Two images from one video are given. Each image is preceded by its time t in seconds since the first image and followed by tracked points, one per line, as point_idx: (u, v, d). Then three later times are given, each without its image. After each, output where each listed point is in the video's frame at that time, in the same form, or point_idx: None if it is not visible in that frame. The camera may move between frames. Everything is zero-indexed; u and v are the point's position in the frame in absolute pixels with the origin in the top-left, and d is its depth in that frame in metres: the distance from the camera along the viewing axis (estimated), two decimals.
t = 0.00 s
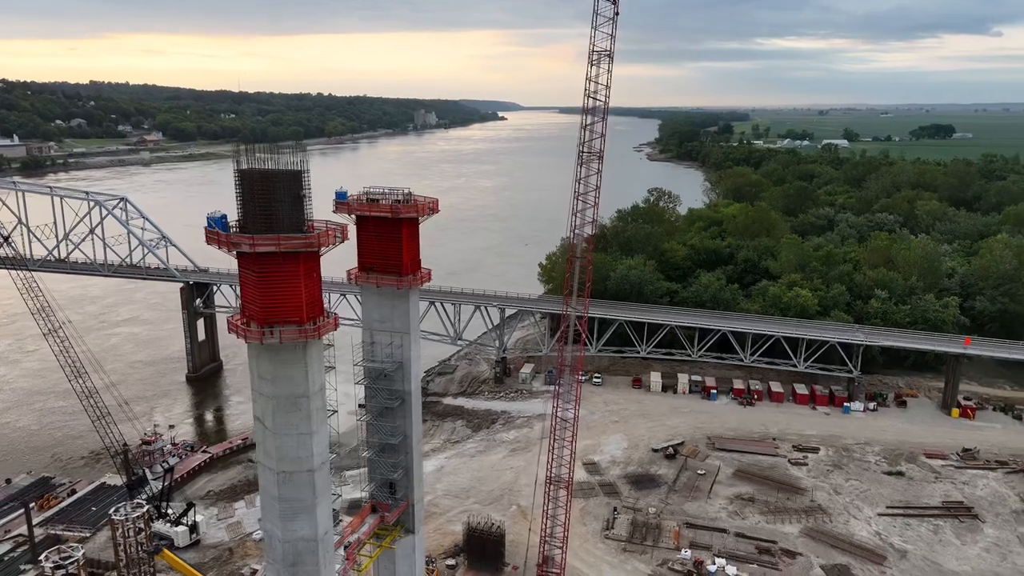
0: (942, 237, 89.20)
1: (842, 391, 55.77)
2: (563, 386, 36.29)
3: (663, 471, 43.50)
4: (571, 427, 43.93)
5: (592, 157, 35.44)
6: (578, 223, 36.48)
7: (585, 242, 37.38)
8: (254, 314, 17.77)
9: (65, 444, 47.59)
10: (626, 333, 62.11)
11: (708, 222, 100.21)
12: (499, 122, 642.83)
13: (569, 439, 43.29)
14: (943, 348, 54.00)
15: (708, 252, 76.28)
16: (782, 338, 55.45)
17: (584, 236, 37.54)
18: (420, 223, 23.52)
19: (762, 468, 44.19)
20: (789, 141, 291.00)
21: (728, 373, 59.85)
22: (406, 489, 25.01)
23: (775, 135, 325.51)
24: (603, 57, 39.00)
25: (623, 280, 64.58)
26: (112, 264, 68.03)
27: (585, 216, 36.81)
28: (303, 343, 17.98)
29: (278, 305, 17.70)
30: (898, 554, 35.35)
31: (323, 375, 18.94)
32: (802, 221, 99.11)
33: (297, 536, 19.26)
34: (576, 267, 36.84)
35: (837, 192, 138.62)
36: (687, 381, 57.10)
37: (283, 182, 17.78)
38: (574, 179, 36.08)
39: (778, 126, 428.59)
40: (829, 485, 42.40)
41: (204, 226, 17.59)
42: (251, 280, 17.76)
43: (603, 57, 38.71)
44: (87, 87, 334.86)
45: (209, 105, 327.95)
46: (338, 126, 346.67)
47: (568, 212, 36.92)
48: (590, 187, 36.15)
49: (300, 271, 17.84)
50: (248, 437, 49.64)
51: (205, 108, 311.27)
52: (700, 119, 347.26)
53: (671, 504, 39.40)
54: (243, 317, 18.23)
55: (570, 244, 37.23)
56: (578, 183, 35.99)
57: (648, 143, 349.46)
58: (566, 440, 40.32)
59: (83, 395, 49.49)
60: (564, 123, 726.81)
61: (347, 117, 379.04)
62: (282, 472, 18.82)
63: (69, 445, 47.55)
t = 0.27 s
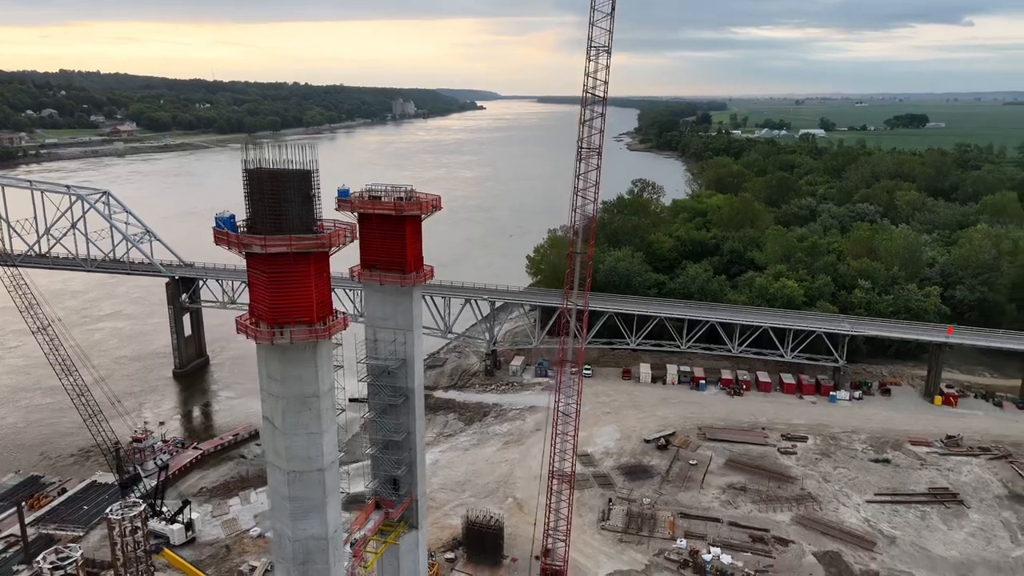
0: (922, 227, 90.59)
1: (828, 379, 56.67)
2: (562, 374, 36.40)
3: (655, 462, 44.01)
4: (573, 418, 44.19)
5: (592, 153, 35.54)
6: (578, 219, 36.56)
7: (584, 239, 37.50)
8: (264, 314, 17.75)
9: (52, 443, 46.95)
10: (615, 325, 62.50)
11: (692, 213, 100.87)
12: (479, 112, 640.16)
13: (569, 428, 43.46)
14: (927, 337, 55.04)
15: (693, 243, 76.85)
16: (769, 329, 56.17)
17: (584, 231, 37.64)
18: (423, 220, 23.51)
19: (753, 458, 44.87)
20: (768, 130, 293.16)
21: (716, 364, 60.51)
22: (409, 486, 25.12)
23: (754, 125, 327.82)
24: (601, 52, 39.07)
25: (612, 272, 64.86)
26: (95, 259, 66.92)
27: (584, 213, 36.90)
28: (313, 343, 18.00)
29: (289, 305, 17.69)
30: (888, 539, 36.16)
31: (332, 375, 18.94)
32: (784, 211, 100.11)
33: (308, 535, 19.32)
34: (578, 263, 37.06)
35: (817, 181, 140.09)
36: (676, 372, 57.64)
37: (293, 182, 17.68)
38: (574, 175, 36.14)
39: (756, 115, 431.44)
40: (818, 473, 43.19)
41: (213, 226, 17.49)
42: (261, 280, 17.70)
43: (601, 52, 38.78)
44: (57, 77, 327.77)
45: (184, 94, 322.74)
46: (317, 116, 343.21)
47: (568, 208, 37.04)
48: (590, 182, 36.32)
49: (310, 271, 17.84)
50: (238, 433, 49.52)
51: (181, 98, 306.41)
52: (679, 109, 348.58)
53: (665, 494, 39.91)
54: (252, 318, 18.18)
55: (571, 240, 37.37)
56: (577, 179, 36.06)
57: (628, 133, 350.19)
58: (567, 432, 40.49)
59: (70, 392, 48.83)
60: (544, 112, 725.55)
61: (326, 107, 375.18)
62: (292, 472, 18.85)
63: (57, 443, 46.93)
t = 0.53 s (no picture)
0: (902, 217, 91.83)
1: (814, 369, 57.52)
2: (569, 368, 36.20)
3: (648, 453, 44.48)
4: (574, 409, 44.36)
5: (592, 147, 35.44)
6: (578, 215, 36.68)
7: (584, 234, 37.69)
8: (274, 314, 17.71)
9: (40, 441, 46.30)
10: (604, 317, 62.83)
11: (676, 204, 101.35)
12: (458, 102, 636.70)
13: (570, 420, 43.56)
14: (910, 327, 56.04)
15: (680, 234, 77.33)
16: (757, 320, 56.83)
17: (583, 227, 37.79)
18: (426, 217, 23.54)
19: (743, 447, 45.51)
20: (747, 120, 295.01)
21: (704, 355, 61.09)
22: (413, 481, 25.20)
23: (733, 115, 329.71)
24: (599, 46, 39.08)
25: (602, 264, 65.04)
26: (77, 254, 65.78)
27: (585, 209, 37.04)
28: (323, 342, 18.00)
29: (300, 306, 17.67)
30: (878, 526, 36.95)
31: (342, 374, 18.96)
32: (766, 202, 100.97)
33: (318, 533, 19.37)
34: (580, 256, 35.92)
35: (798, 172, 141.40)
36: (665, 363, 58.12)
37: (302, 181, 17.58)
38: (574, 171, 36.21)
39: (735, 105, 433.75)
40: (808, 461, 43.94)
41: (222, 226, 17.37)
42: (271, 280, 17.66)
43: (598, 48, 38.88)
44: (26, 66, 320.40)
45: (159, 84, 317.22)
46: (296, 107, 339.22)
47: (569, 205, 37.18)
48: (590, 177, 36.38)
49: (320, 272, 17.82)
50: (229, 430, 49.30)
51: (155, 87, 301.19)
52: (659, 99, 349.43)
53: (659, 485, 40.39)
54: (261, 318, 18.12)
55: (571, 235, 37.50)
56: (578, 175, 36.14)
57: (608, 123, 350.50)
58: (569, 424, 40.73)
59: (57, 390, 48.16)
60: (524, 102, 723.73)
61: (304, 97, 371.09)
62: (302, 470, 18.87)
63: (44, 442, 46.28)
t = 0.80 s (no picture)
0: (882, 206, 93.12)
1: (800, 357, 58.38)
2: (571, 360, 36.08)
3: (640, 443, 44.95)
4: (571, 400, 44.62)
5: (590, 141, 35.53)
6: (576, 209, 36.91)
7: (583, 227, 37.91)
8: (284, 314, 17.66)
9: (26, 440, 45.61)
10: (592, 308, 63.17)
11: (659, 195, 101.84)
12: (437, 91, 632.35)
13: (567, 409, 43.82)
14: (894, 315, 57.03)
15: (665, 225, 77.80)
16: (744, 309, 57.53)
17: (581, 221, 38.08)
18: (428, 213, 23.57)
19: (733, 436, 46.16)
20: (725, 109, 296.69)
21: (692, 344, 61.68)
22: (416, 476, 25.35)
23: (711, 104, 331.45)
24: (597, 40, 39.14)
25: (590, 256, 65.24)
26: (58, 248, 64.54)
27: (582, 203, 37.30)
28: (334, 341, 18.01)
29: (310, 305, 17.64)
30: (866, 511, 37.76)
31: (351, 372, 19.01)
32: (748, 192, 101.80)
33: (328, 531, 19.43)
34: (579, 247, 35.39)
35: (777, 161, 142.69)
36: (654, 353, 58.61)
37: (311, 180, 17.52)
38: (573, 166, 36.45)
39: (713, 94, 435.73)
40: (797, 449, 44.69)
41: (230, 225, 17.29)
42: (281, 279, 17.61)
43: (595, 43, 38.96)
44: None
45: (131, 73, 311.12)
46: (274, 97, 335.11)
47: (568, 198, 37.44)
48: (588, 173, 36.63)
49: (330, 271, 17.80)
50: (219, 425, 49.01)
51: (128, 76, 295.36)
52: (638, 88, 350.03)
53: (653, 475, 40.89)
54: (270, 317, 18.07)
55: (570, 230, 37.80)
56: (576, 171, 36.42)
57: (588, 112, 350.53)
58: (571, 416, 40.82)
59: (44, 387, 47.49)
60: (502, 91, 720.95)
61: (280, 86, 366.43)
62: (312, 468, 18.90)
63: (31, 440, 45.59)
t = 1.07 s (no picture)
0: (860, 195, 94.45)
1: (784, 345, 59.24)
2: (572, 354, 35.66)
3: (630, 433, 45.40)
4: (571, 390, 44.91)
5: (586, 137, 35.64)
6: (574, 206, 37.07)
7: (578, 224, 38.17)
8: (293, 312, 17.58)
9: (10, 440, 44.81)
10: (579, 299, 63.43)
11: (641, 185, 102.35)
12: (413, 80, 627.31)
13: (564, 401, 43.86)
14: (875, 304, 58.06)
15: (649, 215, 78.27)
16: (729, 299, 58.23)
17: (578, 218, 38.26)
18: (428, 210, 23.59)
19: (721, 425, 46.84)
20: (701, 99, 298.14)
21: (677, 334, 62.28)
22: (417, 471, 25.40)
23: (688, 94, 332.49)
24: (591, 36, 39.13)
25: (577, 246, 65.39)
26: (34, 244, 63.19)
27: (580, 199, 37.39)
28: (342, 340, 17.97)
29: (317, 304, 17.56)
30: (853, 497, 38.57)
31: (358, 370, 19.00)
32: (729, 182, 102.73)
33: (336, 528, 19.46)
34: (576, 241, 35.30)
35: (756, 151, 143.89)
36: (640, 343, 59.08)
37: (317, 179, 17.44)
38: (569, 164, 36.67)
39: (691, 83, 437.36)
40: (783, 436, 45.47)
41: (236, 225, 17.20)
42: (288, 279, 17.54)
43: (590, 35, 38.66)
44: None
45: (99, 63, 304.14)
46: (247, 87, 330.11)
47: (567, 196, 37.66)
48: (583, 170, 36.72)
49: (337, 270, 17.73)
50: (207, 421, 48.60)
51: (96, 65, 288.88)
52: (615, 77, 350.44)
53: (644, 464, 41.34)
54: (277, 316, 18.00)
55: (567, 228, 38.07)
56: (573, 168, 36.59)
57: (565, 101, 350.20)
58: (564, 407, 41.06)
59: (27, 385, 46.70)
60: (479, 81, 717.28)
61: (254, 76, 360.93)
62: (320, 467, 18.89)
63: (14, 441, 44.79)
